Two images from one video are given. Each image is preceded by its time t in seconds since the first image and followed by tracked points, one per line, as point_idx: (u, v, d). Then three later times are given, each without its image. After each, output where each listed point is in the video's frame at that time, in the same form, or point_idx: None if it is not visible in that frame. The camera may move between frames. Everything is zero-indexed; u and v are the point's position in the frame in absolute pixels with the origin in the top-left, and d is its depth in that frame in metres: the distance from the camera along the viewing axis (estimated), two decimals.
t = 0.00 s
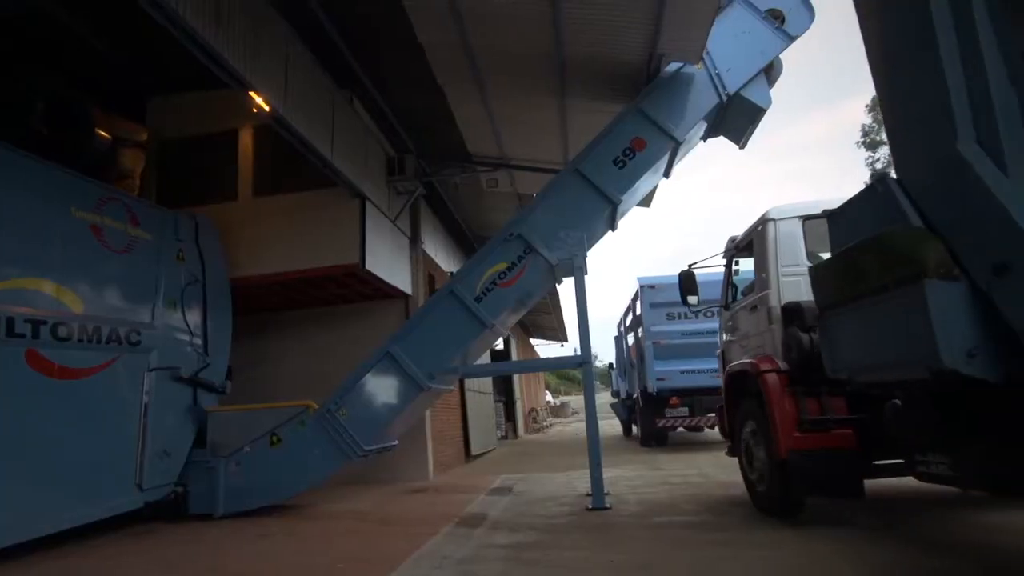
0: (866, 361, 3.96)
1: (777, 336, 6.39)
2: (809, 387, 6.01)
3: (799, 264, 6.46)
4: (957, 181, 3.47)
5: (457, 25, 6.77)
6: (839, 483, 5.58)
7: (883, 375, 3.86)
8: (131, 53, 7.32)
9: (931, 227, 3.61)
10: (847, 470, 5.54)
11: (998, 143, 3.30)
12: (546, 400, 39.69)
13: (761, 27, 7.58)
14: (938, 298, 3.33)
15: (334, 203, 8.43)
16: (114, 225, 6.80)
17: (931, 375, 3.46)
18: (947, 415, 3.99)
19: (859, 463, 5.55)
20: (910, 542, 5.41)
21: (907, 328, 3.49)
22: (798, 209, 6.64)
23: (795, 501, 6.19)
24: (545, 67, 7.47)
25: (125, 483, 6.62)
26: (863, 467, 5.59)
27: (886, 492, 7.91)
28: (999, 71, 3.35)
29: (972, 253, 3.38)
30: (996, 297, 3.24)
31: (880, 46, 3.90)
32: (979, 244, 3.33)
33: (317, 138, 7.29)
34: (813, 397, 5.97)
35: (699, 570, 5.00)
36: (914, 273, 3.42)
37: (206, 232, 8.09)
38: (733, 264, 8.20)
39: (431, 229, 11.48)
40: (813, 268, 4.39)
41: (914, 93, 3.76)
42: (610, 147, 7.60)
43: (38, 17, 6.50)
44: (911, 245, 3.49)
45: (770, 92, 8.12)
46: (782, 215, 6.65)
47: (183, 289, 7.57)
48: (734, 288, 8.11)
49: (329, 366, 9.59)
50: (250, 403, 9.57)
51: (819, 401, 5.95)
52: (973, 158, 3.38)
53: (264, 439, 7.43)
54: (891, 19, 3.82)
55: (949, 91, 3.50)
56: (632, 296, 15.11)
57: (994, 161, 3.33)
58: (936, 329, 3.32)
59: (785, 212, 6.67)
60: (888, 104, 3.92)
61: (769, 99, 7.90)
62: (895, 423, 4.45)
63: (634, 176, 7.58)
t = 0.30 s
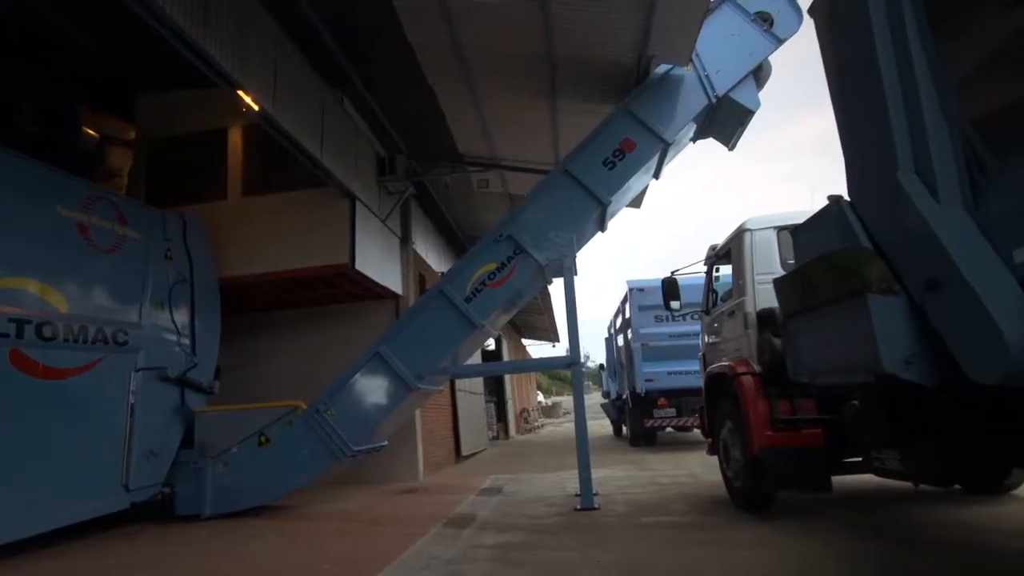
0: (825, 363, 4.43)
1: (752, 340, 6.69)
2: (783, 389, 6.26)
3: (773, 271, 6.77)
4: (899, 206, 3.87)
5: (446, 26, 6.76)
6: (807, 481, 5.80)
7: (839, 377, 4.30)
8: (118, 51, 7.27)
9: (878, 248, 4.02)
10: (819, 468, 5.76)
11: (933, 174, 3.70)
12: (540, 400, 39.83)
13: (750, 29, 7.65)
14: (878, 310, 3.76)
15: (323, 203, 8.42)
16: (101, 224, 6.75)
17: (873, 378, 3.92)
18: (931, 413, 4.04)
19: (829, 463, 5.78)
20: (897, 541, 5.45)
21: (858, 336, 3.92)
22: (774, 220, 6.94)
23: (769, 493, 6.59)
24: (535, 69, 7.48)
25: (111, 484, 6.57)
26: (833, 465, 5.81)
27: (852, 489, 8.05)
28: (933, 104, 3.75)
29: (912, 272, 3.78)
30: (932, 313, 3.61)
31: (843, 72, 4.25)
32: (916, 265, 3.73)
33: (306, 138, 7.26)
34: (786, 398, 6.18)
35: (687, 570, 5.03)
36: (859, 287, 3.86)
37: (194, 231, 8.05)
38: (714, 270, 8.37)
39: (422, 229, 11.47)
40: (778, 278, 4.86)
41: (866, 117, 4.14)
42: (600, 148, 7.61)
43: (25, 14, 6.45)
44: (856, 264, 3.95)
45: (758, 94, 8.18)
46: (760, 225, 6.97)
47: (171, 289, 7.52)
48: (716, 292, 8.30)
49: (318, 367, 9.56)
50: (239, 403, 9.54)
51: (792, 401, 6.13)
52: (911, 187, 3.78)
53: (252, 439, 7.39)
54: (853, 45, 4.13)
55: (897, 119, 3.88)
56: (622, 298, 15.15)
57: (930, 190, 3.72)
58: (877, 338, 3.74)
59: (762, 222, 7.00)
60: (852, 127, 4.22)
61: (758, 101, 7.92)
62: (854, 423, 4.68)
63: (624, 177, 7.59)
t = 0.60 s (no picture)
0: (793, 370, 4.71)
1: (729, 345, 6.89)
2: (758, 391, 6.41)
3: (750, 279, 7.04)
4: (845, 221, 4.02)
5: (436, 25, 6.75)
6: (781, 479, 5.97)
7: (805, 382, 4.59)
8: (105, 47, 7.21)
9: (826, 261, 4.18)
10: (790, 466, 5.94)
11: (878, 191, 3.85)
12: (529, 400, 39.83)
13: (739, 31, 7.69)
14: (832, 319, 4.03)
15: (313, 202, 8.40)
16: (88, 223, 6.70)
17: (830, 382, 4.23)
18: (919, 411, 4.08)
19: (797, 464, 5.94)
20: (884, 540, 5.48)
21: (818, 345, 4.20)
22: (751, 232, 7.21)
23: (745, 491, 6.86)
24: (525, 69, 7.49)
25: (97, 485, 6.52)
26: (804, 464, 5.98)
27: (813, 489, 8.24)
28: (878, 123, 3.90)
29: (858, 286, 3.94)
30: (878, 326, 3.78)
31: (811, 86, 4.32)
32: (861, 279, 3.91)
33: (296, 137, 7.23)
34: (762, 399, 6.32)
35: (675, 570, 5.04)
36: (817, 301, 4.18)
37: (182, 231, 7.99)
38: (697, 277, 8.56)
39: (413, 230, 11.46)
40: (747, 290, 5.18)
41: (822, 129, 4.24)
42: (590, 149, 7.63)
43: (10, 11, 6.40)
44: (814, 278, 4.23)
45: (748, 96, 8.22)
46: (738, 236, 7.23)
47: (158, 288, 7.47)
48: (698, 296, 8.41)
49: (306, 367, 9.53)
50: (228, 403, 9.50)
51: (768, 401, 6.27)
52: (859, 209, 3.90)
53: (241, 440, 7.36)
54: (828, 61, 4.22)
55: (851, 143, 4.01)
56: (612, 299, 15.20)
57: (873, 208, 3.88)
58: (831, 345, 4.00)
59: (740, 233, 7.27)
60: (816, 142, 4.33)
61: (747, 103, 7.97)
62: (817, 423, 4.89)
63: (614, 179, 7.61)
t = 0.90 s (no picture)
0: (757, 372, 5.13)
1: (710, 348, 7.09)
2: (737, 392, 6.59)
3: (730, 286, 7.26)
4: (805, 235, 4.25)
5: (426, 26, 6.75)
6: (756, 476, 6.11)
7: (773, 385, 4.94)
8: (93, 46, 7.18)
9: (791, 271, 4.44)
10: (764, 464, 6.06)
11: (835, 210, 4.06)
12: (518, 400, 39.85)
13: (729, 34, 7.72)
14: (791, 327, 4.27)
15: (303, 202, 8.37)
16: (75, 222, 6.64)
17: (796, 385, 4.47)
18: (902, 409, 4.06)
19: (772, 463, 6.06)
20: (873, 540, 5.51)
21: (784, 351, 4.46)
22: (733, 240, 7.44)
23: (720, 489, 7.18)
24: (516, 69, 7.49)
25: (83, 486, 6.47)
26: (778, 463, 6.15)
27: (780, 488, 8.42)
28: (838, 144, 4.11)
29: (817, 297, 4.14)
30: (832, 335, 3.98)
31: (781, 104, 4.49)
32: (818, 290, 4.12)
33: (286, 137, 7.21)
34: (740, 400, 6.49)
35: (664, 569, 5.07)
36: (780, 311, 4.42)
37: (170, 230, 7.95)
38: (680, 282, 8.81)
39: (404, 230, 11.45)
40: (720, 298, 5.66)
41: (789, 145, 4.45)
42: (581, 150, 7.64)
43: None
44: (779, 289, 4.46)
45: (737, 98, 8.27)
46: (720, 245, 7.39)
47: (146, 288, 7.42)
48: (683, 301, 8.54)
49: (296, 367, 9.50)
50: (217, 403, 9.46)
51: (744, 402, 6.44)
52: (817, 224, 4.12)
53: (229, 441, 7.31)
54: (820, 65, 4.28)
55: (812, 160, 4.25)
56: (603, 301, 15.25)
57: (832, 225, 4.07)
58: (790, 352, 4.25)
59: (720, 242, 7.48)
60: (784, 155, 4.53)
61: (736, 105, 8.02)
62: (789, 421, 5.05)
63: (603, 180, 7.64)
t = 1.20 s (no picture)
0: (734, 377, 5.54)
1: (692, 351, 7.18)
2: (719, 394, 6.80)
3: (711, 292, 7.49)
4: (774, 250, 4.61)
5: (417, 26, 6.75)
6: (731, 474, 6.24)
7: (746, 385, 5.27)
8: (82, 44, 7.13)
9: (763, 285, 4.80)
10: (742, 463, 6.18)
11: (797, 228, 4.43)
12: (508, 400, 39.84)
13: (717, 36, 7.74)
14: (759, 333, 4.64)
15: (293, 201, 8.35)
16: (62, 221, 6.59)
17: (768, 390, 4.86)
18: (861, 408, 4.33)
19: (751, 460, 6.22)
20: (863, 539, 5.54)
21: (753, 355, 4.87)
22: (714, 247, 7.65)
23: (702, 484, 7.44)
24: (506, 70, 7.49)
25: (69, 487, 6.42)
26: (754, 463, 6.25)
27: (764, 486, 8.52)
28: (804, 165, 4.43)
29: (783, 308, 4.50)
30: (796, 342, 4.33)
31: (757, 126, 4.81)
32: (784, 301, 4.49)
33: (276, 136, 7.18)
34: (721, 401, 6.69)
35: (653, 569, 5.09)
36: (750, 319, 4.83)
37: (159, 229, 7.90)
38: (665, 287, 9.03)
39: (395, 230, 11.43)
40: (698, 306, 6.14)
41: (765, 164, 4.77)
42: (571, 151, 7.66)
43: None
44: (750, 299, 4.90)
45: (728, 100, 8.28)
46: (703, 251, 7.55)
47: (134, 288, 7.38)
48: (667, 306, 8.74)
49: (285, 367, 9.47)
50: (207, 404, 9.41)
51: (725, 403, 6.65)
52: (782, 241, 4.51)
53: (217, 441, 7.28)
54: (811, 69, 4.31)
55: (778, 183, 4.65)
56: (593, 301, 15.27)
57: (795, 243, 4.46)
58: (760, 358, 4.61)
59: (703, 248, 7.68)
60: (754, 179, 4.95)
61: (727, 107, 8.05)
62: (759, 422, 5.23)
63: (593, 182, 7.65)
